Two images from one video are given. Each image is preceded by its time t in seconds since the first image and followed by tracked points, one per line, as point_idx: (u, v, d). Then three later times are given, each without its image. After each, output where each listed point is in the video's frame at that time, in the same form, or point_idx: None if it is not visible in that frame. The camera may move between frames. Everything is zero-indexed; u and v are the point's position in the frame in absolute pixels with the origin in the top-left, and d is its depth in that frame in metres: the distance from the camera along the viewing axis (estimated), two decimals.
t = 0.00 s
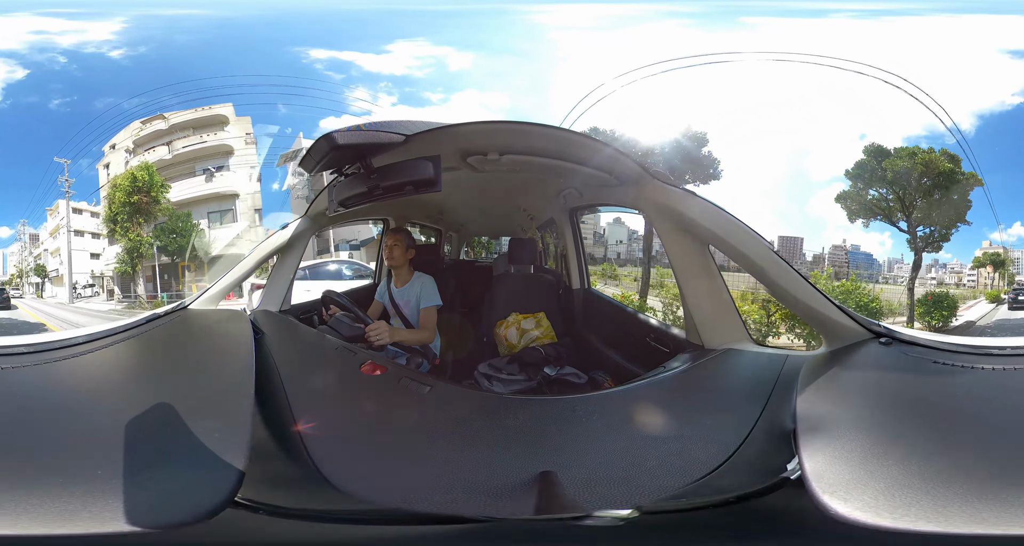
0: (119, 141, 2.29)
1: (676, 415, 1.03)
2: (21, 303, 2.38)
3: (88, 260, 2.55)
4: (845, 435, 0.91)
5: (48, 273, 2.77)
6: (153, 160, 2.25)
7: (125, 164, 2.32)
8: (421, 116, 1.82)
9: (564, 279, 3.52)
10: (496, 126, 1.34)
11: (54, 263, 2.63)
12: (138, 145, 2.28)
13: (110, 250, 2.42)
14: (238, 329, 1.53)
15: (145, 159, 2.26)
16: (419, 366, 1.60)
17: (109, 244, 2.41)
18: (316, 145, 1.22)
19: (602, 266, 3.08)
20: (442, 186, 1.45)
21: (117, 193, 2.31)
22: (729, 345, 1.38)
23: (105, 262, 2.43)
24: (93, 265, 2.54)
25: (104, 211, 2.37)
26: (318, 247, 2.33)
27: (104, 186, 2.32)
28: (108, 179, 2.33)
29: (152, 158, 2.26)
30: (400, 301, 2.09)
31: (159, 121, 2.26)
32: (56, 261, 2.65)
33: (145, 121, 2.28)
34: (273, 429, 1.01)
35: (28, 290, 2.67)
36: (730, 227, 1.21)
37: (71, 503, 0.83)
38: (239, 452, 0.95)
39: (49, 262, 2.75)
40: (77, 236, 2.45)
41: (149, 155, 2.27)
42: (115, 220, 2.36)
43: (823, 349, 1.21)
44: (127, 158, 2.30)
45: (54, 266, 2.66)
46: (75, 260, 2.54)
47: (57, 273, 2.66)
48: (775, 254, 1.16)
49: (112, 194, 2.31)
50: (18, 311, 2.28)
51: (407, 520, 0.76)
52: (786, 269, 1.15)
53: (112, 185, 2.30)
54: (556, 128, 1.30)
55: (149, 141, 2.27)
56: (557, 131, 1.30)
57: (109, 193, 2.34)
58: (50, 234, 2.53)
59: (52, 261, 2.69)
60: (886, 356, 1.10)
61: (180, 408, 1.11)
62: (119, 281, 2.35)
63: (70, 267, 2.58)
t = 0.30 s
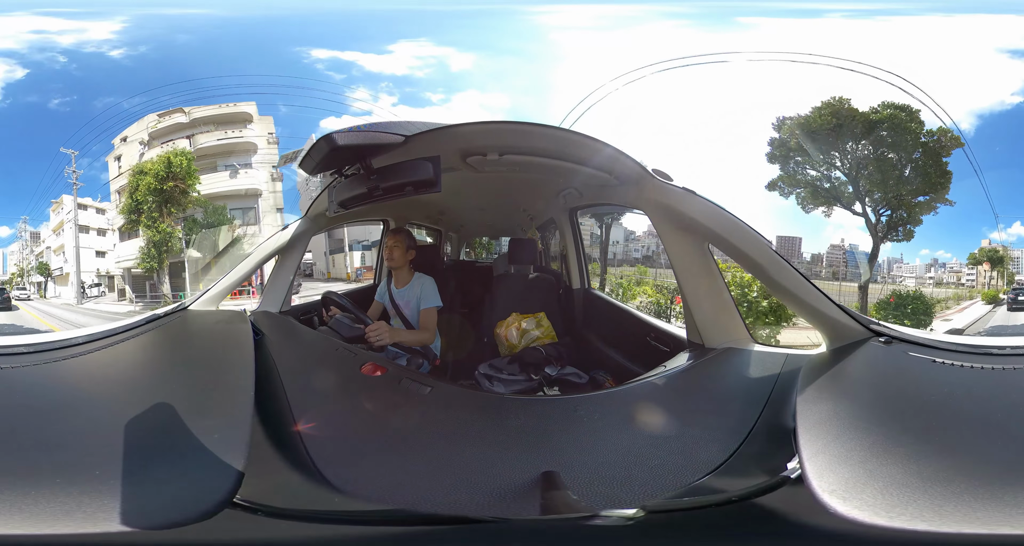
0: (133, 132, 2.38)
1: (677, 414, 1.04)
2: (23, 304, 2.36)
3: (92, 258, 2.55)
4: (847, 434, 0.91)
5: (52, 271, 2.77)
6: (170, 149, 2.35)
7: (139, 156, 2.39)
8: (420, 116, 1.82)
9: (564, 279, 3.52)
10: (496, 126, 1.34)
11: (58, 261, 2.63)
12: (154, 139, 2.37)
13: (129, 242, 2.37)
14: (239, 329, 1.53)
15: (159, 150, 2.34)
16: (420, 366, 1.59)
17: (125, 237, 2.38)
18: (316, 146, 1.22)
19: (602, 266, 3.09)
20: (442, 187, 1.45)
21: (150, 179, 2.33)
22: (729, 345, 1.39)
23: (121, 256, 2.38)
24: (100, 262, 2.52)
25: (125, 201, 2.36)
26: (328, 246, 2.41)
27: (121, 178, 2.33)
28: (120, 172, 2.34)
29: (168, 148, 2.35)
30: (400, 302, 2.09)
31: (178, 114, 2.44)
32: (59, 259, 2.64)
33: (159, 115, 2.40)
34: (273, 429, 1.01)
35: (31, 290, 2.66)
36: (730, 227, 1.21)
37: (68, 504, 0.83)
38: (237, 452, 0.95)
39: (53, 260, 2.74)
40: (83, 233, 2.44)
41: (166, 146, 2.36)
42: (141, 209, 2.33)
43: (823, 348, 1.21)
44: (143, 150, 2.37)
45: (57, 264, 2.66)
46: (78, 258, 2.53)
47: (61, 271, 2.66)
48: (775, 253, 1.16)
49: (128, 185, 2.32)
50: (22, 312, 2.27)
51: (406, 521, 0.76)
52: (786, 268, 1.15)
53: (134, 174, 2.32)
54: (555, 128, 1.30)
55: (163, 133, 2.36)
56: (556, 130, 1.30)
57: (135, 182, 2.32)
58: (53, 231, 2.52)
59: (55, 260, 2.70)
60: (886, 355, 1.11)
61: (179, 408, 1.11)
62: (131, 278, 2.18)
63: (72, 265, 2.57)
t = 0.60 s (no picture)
0: (146, 126, 2.23)
1: (677, 415, 1.04)
2: (23, 303, 2.28)
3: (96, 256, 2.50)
4: (849, 435, 0.91)
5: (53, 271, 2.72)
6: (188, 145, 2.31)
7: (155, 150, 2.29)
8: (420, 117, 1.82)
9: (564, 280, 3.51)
10: (496, 126, 1.34)
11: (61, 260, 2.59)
12: (170, 131, 2.30)
13: (144, 239, 2.39)
14: (238, 329, 1.53)
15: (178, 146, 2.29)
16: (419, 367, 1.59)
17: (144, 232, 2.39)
18: (317, 146, 1.22)
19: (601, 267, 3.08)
20: (442, 188, 1.45)
21: (184, 165, 2.31)
22: (730, 346, 1.38)
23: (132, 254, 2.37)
24: (107, 261, 2.46)
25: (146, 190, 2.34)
26: (335, 246, 2.47)
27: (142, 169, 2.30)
28: (134, 167, 2.30)
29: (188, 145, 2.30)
30: (400, 302, 2.09)
31: (201, 109, 2.33)
32: (62, 258, 2.60)
33: (178, 109, 2.29)
34: (273, 428, 1.01)
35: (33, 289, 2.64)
36: (731, 228, 1.21)
37: (66, 502, 0.82)
38: (237, 451, 0.94)
39: (56, 257, 2.70)
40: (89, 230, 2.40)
41: (185, 142, 2.33)
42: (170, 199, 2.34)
43: (824, 349, 1.21)
44: (158, 143, 2.28)
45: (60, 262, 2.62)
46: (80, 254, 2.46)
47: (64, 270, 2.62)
48: (776, 254, 1.16)
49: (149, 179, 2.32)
50: (19, 311, 2.15)
51: (405, 521, 0.75)
52: (786, 269, 1.15)
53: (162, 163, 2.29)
54: (554, 128, 1.30)
55: (182, 128, 2.30)
56: (556, 131, 1.30)
57: (165, 170, 2.30)
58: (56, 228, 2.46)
59: (58, 257, 2.66)
60: (887, 356, 1.11)
61: (178, 408, 1.10)
62: (144, 277, 2.16)
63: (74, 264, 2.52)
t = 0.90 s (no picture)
0: (160, 121, 2.23)
1: (677, 414, 1.04)
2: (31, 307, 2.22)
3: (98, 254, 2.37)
4: (849, 434, 0.91)
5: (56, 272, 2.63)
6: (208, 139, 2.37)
7: (173, 144, 2.34)
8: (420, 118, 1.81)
9: (564, 280, 3.50)
10: (495, 125, 1.35)
11: (61, 260, 2.49)
12: (189, 127, 2.38)
13: (160, 235, 2.29)
14: (239, 330, 1.53)
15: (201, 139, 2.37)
16: (420, 367, 1.59)
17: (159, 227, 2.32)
18: (317, 146, 1.22)
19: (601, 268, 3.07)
20: (441, 188, 1.45)
21: (223, 155, 2.29)
22: (729, 345, 1.39)
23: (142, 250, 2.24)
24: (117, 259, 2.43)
25: (173, 180, 2.30)
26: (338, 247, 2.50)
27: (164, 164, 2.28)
28: (148, 159, 2.25)
29: (211, 139, 2.36)
30: (400, 303, 2.08)
31: (223, 106, 2.42)
32: (65, 257, 2.43)
33: (198, 106, 2.35)
34: (273, 428, 1.01)
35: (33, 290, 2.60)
36: (731, 227, 1.21)
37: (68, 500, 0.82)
38: (238, 451, 0.94)
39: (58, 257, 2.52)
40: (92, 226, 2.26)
41: (207, 136, 2.38)
42: (198, 190, 2.27)
43: (824, 348, 1.22)
44: (176, 138, 2.34)
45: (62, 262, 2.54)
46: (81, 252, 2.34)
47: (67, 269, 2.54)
48: (776, 253, 1.17)
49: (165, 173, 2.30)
50: (22, 313, 2.13)
51: (405, 521, 0.75)
52: (786, 268, 1.16)
53: (188, 154, 2.28)
54: (553, 127, 1.31)
55: (202, 123, 2.37)
56: (555, 131, 1.31)
57: (199, 158, 2.27)
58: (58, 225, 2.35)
59: (60, 255, 2.47)
60: (888, 355, 1.11)
61: (179, 407, 1.10)
62: (157, 275, 1.99)
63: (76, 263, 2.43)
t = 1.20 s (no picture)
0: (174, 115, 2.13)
1: (678, 416, 1.04)
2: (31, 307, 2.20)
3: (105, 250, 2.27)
4: (850, 435, 0.91)
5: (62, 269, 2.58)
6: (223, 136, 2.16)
7: (190, 140, 2.22)
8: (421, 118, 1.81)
9: (564, 281, 3.50)
10: (495, 127, 1.35)
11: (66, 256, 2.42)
12: (207, 123, 2.20)
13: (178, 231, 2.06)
14: (237, 329, 1.52)
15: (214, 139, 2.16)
16: (419, 368, 1.58)
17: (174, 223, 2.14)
18: (319, 146, 1.22)
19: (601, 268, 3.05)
20: (442, 189, 1.44)
21: (261, 153, 1.97)
22: (730, 346, 1.39)
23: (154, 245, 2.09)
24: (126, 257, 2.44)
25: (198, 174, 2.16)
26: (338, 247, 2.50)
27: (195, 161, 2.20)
28: (164, 153, 2.20)
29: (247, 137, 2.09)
30: (399, 304, 2.08)
31: (245, 105, 2.27)
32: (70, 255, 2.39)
33: (219, 102, 2.18)
34: (272, 428, 1.00)
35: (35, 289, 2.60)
36: (730, 229, 1.21)
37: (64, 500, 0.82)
38: (236, 451, 0.94)
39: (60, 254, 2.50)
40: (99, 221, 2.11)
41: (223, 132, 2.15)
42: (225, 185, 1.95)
43: (824, 350, 1.22)
44: (193, 134, 2.20)
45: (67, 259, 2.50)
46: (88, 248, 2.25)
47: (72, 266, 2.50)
48: (776, 255, 1.16)
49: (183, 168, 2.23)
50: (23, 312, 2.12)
51: (404, 523, 0.75)
52: (785, 270, 1.15)
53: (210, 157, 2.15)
54: (554, 130, 1.30)
55: (221, 120, 2.17)
56: (555, 133, 1.31)
57: (232, 152, 2.00)
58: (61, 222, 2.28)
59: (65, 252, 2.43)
60: (889, 355, 1.11)
61: (177, 407, 1.10)
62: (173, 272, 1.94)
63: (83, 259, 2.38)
